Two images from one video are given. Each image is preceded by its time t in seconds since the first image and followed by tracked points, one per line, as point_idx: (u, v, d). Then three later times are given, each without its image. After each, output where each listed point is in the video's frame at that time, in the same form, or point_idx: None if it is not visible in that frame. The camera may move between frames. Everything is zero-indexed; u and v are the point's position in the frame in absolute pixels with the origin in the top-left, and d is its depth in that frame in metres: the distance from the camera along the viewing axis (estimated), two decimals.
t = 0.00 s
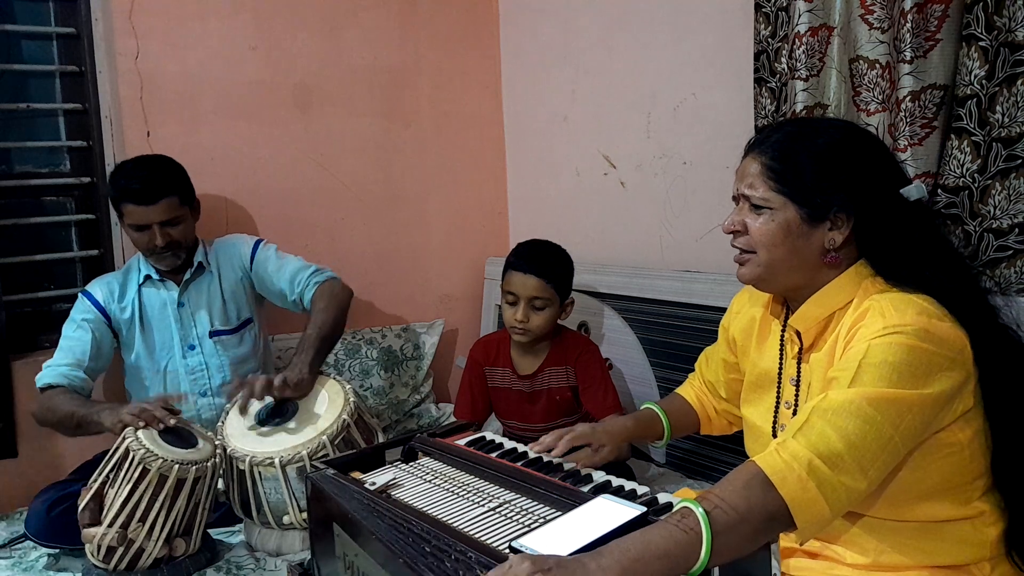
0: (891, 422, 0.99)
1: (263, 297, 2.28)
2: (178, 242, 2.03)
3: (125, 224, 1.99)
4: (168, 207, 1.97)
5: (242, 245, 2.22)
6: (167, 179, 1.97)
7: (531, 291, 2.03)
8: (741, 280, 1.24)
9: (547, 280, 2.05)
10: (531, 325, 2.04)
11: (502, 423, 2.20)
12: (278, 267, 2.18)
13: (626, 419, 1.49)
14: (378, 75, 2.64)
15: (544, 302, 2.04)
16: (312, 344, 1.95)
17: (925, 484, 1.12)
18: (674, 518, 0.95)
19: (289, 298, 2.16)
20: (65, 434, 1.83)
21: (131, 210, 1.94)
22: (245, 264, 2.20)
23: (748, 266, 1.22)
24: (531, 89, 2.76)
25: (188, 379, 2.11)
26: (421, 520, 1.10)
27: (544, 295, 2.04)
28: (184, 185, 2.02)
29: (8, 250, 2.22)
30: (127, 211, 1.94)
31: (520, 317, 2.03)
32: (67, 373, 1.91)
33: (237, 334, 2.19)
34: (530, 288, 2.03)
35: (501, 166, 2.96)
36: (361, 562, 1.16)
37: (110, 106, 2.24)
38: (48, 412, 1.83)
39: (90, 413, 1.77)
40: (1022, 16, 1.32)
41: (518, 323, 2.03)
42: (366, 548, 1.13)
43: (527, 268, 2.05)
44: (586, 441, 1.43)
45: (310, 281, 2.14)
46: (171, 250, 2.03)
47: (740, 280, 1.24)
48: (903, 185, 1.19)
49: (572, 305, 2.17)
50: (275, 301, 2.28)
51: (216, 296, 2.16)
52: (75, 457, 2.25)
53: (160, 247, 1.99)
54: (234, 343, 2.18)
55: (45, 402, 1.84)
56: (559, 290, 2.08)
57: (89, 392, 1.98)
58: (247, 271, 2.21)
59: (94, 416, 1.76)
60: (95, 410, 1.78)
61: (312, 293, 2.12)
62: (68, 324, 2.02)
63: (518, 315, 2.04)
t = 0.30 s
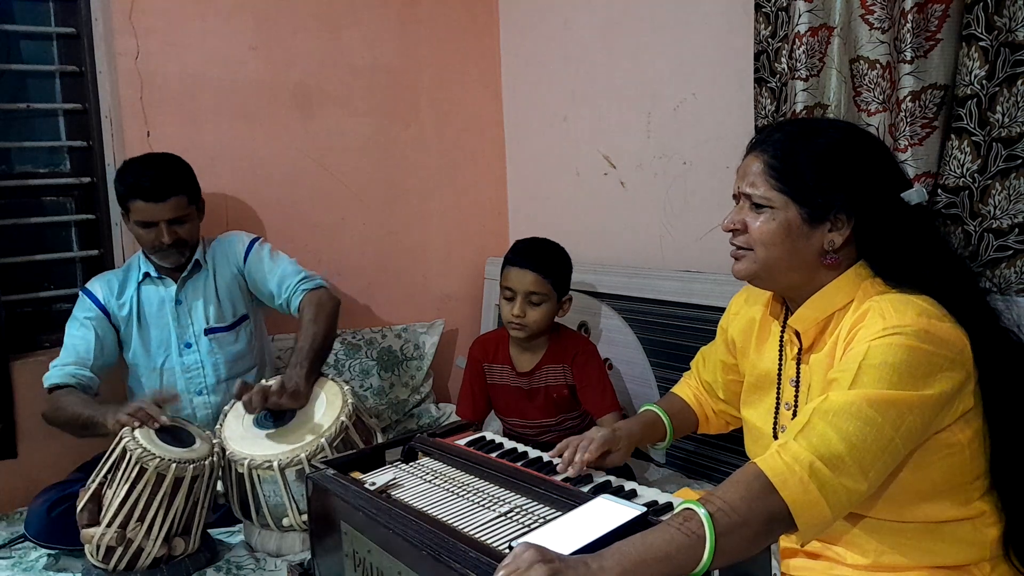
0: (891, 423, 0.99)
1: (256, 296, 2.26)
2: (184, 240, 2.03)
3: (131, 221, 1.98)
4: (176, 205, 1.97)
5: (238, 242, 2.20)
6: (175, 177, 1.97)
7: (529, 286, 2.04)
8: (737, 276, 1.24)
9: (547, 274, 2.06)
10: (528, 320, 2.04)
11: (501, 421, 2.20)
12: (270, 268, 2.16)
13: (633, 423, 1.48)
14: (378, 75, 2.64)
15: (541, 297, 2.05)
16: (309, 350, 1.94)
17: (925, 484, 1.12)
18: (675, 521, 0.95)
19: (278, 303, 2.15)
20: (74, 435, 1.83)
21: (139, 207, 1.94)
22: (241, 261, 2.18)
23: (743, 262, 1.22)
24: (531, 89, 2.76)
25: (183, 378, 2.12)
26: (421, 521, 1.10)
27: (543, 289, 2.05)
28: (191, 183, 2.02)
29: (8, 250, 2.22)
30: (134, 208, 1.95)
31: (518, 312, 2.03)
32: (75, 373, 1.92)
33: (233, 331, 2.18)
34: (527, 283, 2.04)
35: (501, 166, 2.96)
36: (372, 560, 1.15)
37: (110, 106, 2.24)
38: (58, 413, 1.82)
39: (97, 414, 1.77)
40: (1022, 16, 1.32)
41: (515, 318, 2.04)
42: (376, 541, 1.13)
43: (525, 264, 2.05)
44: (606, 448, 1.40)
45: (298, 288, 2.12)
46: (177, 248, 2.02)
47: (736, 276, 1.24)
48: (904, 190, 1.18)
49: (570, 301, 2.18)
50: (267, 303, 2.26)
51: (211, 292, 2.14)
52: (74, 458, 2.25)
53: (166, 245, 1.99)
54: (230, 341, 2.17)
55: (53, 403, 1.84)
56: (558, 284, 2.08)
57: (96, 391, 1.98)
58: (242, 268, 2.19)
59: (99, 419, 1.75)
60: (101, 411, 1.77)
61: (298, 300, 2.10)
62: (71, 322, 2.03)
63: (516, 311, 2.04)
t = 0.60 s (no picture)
0: (893, 423, 0.99)
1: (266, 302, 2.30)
2: (178, 239, 2.03)
3: (125, 221, 1.98)
4: (169, 202, 1.97)
5: (249, 246, 2.26)
6: (166, 175, 1.98)
7: (529, 283, 2.04)
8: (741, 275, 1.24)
9: (548, 272, 2.06)
10: (528, 317, 2.04)
11: (502, 420, 2.20)
12: (284, 271, 2.22)
13: (644, 422, 1.47)
14: (378, 75, 2.64)
15: (542, 294, 2.05)
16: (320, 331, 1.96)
17: (926, 485, 1.12)
18: (674, 519, 0.95)
19: (299, 299, 2.19)
20: (75, 435, 1.85)
21: (133, 206, 1.94)
22: (254, 266, 2.24)
23: (749, 261, 1.21)
24: (531, 89, 2.76)
25: (188, 380, 2.11)
26: (420, 520, 1.10)
27: (543, 286, 2.05)
28: (183, 182, 2.02)
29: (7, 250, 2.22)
30: (128, 207, 1.94)
31: (518, 309, 2.03)
32: (71, 377, 1.92)
33: (239, 335, 2.19)
34: (527, 280, 2.04)
35: (501, 166, 2.96)
36: (361, 562, 1.16)
37: (110, 106, 2.24)
38: (57, 414, 1.83)
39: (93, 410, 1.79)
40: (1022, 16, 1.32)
41: (516, 315, 2.04)
42: (367, 546, 1.13)
43: (524, 261, 2.06)
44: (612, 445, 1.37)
45: (323, 283, 2.18)
46: (171, 246, 2.01)
47: (741, 272, 1.24)
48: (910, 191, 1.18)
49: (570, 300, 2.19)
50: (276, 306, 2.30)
51: (219, 295, 2.16)
52: (75, 457, 2.25)
53: (160, 244, 1.99)
54: (235, 345, 2.18)
55: (52, 405, 1.86)
56: (559, 282, 2.08)
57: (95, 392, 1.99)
58: (254, 272, 2.24)
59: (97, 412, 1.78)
60: (97, 407, 1.79)
61: (322, 294, 2.15)
62: (69, 326, 2.02)
63: (516, 307, 2.04)
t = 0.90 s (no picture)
0: (895, 423, 0.99)
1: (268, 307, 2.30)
2: (182, 241, 2.03)
3: (128, 224, 1.98)
4: (171, 205, 1.97)
5: (254, 251, 2.25)
6: (168, 178, 1.97)
7: (529, 281, 2.04)
8: (767, 283, 1.22)
9: (548, 271, 2.06)
10: (528, 316, 2.04)
11: (502, 420, 2.20)
12: (290, 277, 2.22)
13: (639, 416, 1.47)
14: (378, 75, 2.64)
15: (542, 292, 2.05)
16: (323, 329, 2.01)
17: (927, 485, 1.12)
18: (676, 521, 0.95)
19: (300, 304, 2.17)
20: (69, 432, 1.83)
21: (134, 210, 1.94)
22: (257, 270, 2.24)
23: (778, 267, 1.20)
24: (531, 89, 2.76)
25: (190, 381, 2.11)
26: (421, 521, 1.10)
27: (543, 284, 2.05)
28: (185, 183, 2.02)
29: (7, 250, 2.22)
30: (130, 210, 1.95)
31: (519, 308, 2.03)
32: (68, 374, 1.92)
33: (242, 338, 2.19)
34: (528, 278, 2.04)
35: (501, 166, 2.96)
36: (375, 557, 1.15)
37: (110, 106, 2.24)
38: (51, 409, 1.82)
39: (93, 400, 1.79)
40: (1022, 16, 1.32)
41: (517, 314, 2.04)
42: (379, 539, 1.14)
43: (524, 259, 2.06)
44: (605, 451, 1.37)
45: (325, 290, 2.17)
46: (175, 248, 2.02)
47: (766, 284, 1.22)
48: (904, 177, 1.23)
49: (570, 300, 2.19)
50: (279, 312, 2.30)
51: (223, 297, 2.17)
52: (75, 457, 2.25)
53: (164, 246, 1.99)
54: (238, 347, 2.18)
55: (47, 401, 1.84)
56: (558, 280, 2.08)
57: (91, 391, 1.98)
58: (257, 277, 2.24)
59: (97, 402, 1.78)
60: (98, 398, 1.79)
61: (325, 301, 2.13)
62: (69, 326, 2.01)
63: (516, 306, 2.04)
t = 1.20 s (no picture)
0: (892, 422, 0.99)
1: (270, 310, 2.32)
2: (182, 242, 2.03)
3: (129, 225, 1.99)
4: (171, 207, 1.97)
5: (259, 254, 2.26)
6: (168, 179, 1.97)
7: (530, 282, 2.04)
8: (763, 284, 1.23)
9: (549, 271, 2.06)
10: (529, 317, 2.04)
11: (501, 420, 2.20)
12: (288, 290, 2.26)
13: (625, 411, 1.49)
14: (378, 75, 2.64)
15: (543, 293, 2.05)
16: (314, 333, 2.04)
17: (925, 483, 1.12)
18: (674, 519, 0.95)
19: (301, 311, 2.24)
20: (66, 433, 1.85)
21: (134, 212, 1.94)
22: (261, 273, 2.24)
23: (773, 269, 1.20)
24: (531, 89, 2.76)
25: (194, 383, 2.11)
26: (420, 520, 1.10)
27: (544, 285, 2.05)
28: (186, 184, 2.02)
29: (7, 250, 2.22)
30: (130, 212, 1.95)
31: (519, 308, 2.03)
32: (66, 375, 1.92)
33: (245, 339, 2.20)
34: (529, 279, 2.04)
35: (501, 166, 2.96)
36: (366, 561, 1.16)
37: (110, 106, 2.24)
38: (49, 411, 1.83)
39: (90, 405, 1.80)
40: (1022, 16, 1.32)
41: (517, 314, 2.04)
42: (371, 546, 1.14)
43: (526, 260, 2.05)
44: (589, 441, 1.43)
45: (327, 299, 2.24)
46: (176, 250, 2.02)
47: (762, 284, 1.23)
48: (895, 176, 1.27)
49: (570, 301, 2.19)
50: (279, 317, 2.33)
51: (226, 299, 2.17)
52: (75, 457, 2.25)
53: (164, 248, 1.99)
54: (241, 348, 2.19)
55: (46, 401, 1.85)
56: (559, 281, 2.08)
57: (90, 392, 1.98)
58: (260, 280, 2.25)
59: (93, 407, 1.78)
60: (94, 401, 1.80)
61: (322, 310, 2.20)
62: (69, 324, 2.01)
63: (516, 306, 2.04)
